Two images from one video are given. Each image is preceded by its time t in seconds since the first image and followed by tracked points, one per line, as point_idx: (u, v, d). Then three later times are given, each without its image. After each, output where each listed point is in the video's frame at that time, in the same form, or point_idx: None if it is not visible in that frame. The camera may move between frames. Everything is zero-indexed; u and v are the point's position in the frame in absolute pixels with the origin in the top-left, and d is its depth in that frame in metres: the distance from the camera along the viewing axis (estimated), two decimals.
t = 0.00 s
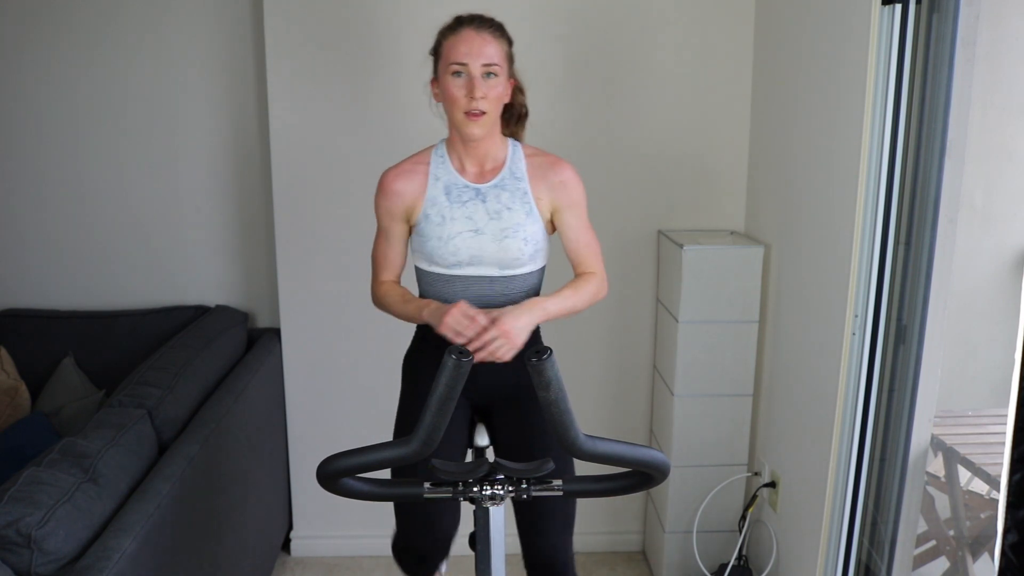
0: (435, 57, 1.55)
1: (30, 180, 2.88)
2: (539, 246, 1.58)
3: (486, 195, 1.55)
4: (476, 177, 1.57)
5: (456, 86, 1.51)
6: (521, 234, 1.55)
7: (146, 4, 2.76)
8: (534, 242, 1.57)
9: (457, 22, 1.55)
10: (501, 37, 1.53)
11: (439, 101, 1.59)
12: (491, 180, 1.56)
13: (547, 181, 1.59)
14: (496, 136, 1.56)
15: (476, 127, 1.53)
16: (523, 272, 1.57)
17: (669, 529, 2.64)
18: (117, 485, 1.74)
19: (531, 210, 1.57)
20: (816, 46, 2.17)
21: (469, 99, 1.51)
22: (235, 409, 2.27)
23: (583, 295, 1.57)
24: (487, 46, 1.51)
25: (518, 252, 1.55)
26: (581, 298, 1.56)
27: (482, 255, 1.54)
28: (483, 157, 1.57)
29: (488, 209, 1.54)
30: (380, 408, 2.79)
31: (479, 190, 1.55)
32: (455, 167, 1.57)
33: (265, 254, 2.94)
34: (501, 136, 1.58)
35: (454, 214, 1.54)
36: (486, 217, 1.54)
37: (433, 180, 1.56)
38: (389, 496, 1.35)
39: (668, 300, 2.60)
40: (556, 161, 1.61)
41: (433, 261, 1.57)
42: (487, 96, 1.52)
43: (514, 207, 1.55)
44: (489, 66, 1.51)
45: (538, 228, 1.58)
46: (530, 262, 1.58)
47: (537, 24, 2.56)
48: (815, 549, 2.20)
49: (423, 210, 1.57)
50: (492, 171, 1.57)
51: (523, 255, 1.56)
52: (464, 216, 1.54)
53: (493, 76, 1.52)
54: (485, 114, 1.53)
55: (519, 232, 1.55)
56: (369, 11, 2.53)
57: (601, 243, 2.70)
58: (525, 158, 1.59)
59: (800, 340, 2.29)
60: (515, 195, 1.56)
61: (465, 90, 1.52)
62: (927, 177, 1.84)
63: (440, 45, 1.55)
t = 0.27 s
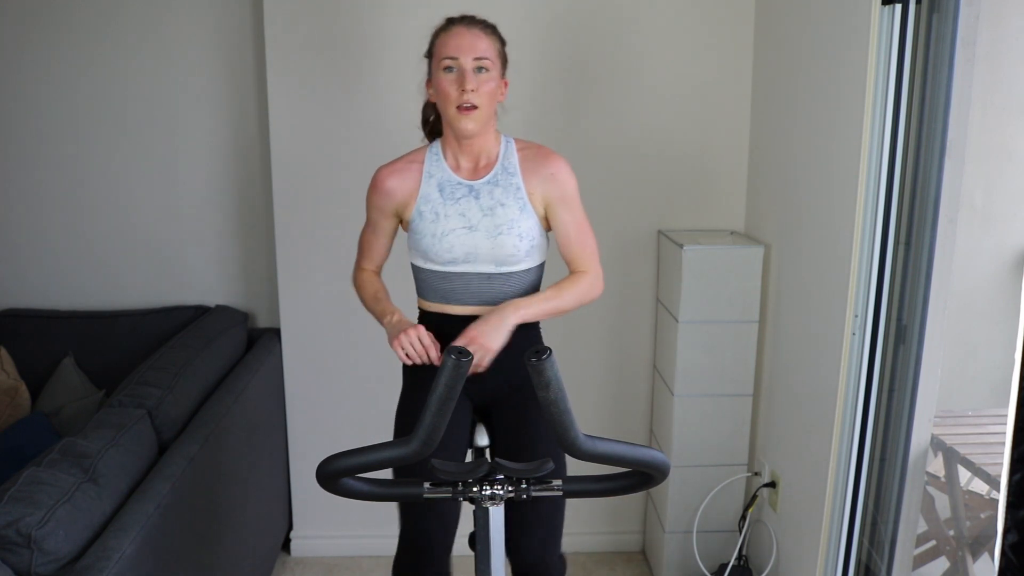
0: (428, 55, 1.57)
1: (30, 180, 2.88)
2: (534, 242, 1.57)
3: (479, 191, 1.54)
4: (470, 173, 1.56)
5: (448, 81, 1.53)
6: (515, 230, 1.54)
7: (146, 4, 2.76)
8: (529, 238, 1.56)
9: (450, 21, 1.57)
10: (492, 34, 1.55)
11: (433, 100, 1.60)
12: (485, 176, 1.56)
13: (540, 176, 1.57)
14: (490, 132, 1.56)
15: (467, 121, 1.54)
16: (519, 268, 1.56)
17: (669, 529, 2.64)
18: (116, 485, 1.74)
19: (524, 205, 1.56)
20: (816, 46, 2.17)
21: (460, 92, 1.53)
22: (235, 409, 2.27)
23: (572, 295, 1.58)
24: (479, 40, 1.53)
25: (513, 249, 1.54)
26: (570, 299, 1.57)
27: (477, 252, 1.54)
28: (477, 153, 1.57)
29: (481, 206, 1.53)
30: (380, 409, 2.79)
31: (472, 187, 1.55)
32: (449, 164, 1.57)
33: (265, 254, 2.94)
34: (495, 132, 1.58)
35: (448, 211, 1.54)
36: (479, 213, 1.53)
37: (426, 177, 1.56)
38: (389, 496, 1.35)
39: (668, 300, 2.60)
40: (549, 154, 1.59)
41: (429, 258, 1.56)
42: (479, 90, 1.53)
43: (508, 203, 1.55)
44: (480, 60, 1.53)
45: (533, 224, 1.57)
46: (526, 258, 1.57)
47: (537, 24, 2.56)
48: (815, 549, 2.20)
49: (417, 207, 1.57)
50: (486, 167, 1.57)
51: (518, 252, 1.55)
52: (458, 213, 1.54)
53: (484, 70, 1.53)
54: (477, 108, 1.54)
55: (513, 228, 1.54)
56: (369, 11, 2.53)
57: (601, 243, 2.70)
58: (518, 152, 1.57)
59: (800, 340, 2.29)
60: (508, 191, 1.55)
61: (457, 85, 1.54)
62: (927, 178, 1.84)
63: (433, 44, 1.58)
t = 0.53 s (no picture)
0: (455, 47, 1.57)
1: (30, 181, 2.89)
2: (544, 246, 1.61)
3: (499, 192, 1.55)
4: (488, 173, 1.58)
5: (473, 75, 1.53)
6: (531, 232, 1.57)
7: (146, 4, 2.76)
8: (541, 242, 1.60)
9: (479, 18, 1.58)
10: (520, 33, 1.56)
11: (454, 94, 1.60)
12: (503, 178, 1.57)
13: (558, 183, 1.63)
14: (508, 132, 1.57)
15: (487, 116, 1.54)
16: (530, 270, 1.59)
17: (669, 529, 2.64)
18: (116, 485, 1.74)
19: (541, 210, 1.59)
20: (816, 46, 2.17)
21: (484, 87, 1.52)
22: (235, 409, 2.27)
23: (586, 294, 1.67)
24: (507, 39, 1.54)
25: (528, 251, 1.57)
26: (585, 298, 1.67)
27: (492, 252, 1.55)
28: (495, 153, 1.58)
29: (501, 207, 1.54)
30: (380, 408, 2.79)
31: (492, 187, 1.56)
32: (467, 162, 1.57)
33: (265, 254, 2.94)
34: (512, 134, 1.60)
35: (467, 210, 1.54)
36: (499, 214, 1.54)
37: (446, 174, 1.55)
38: (389, 496, 1.35)
39: (668, 300, 2.60)
40: (563, 164, 1.65)
41: (440, 257, 1.55)
42: (503, 87, 1.53)
43: (526, 206, 1.57)
44: (507, 58, 1.53)
45: (545, 228, 1.61)
46: (535, 261, 1.60)
47: (536, 24, 2.56)
48: (815, 549, 2.20)
49: (432, 204, 1.55)
50: (504, 169, 1.59)
51: (531, 254, 1.58)
52: (477, 212, 1.54)
53: (510, 68, 1.54)
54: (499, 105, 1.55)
55: (530, 230, 1.57)
56: (369, 11, 2.53)
57: (601, 243, 2.70)
58: (536, 160, 1.61)
59: (800, 341, 2.29)
60: (527, 194, 1.58)
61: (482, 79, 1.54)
62: (927, 178, 1.84)
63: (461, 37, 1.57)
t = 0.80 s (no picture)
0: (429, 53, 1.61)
1: (30, 180, 2.88)
2: (530, 242, 1.59)
3: (476, 192, 1.56)
4: (466, 174, 1.58)
5: (448, 78, 1.56)
6: (512, 230, 1.56)
7: (146, 4, 2.76)
8: (526, 238, 1.58)
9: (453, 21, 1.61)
10: (495, 34, 1.59)
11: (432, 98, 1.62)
12: (481, 178, 1.57)
13: (537, 178, 1.59)
14: (486, 132, 1.58)
15: (463, 118, 1.56)
16: (517, 268, 1.57)
17: (669, 529, 2.64)
18: (116, 485, 1.74)
19: (521, 206, 1.58)
20: (817, 46, 2.17)
21: (458, 89, 1.55)
22: (235, 409, 2.27)
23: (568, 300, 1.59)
24: (480, 40, 1.56)
25: (510, 248, 1.56)
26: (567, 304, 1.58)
27: (475, 252, 1.55)
28: (473, 153, 1.58)
29: (479, 206, 1.55)
30: (380, 408, 2.79)
31: (470, 188, 1.57)
32: (446, 165, 1.59)
33: (265, 254, 2.94)
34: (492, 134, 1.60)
35: (446, 212, 1.56)
36: (477, 214, 1.55)
37: (424, 180, 1.58)
38: (389, 496, 1.35)
39: (668, 300, 2.60)
40: (545, 158, 1.61)
41: (427, 261, 1.58)
42: (476, 87, 1.56)
43: (504, 203, 1.57)
44: (480, 59, 1.56)
45: (529, 224, 1.59)
46: (523, 258, 1.58)
47: (537, 24, 2.56)
48: (814, 549, 2.20)
49: (414, 210, 1.59)
50: (483, 169, 1.58)
51: (515, 252, 1.57)
52: (455, 214, 1.55)
53: (483, 69, 1.56)
54: (474, 106, 1.57)
55: (510, 228, 1.56)
56: (369, 11, 2.53)
57: (602, 243, 2.70)
58: (515, 155, 1.59)
59: (800, 341, 2.29)
60: (505, 190, 1.57)
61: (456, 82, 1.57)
62: (927, 177, 1.84)
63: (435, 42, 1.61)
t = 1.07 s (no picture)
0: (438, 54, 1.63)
1: (30, 180, 2.88)
2: (539, 241, 1.60)
3: (488, 189, 1.57)
4: (477, 171, 1.58)
5: (456, 77, 1.58)
6: (523, 227, 1.57)
7: (146, 4, 2.76)
8: (536, 236, 1.59)
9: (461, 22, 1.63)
10: (501, 33, 1.61)
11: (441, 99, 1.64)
12: (492, 175, 1.58)
13: (547, 177, 1.62)
14: (496, 130, 1.60)
15: (472, 116, 1.58)
16: (526, 265, 1.58)
17: (669, 529, 2.64)
18: (116, 485, 1.74)
19: (532, 204, 1.59)
20: (817, 45, 2.17)
21: (468, 88, 1.57)
22: (235, 409, 2.27)
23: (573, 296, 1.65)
24: (488, 39, 1.58)
25: (520, 245, 1.57)
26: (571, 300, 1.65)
27: (485, 249, 1.55)
28: (483, 151, 1.59)
29: (491, 203, 1.55)
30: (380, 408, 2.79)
31: (481, 184, 1.57)
32: (456, 162, 1.59)
33: (266, 254, 2.94)
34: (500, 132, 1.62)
35: (457, 208, 1.55)
36: (489, 210, 1.55)
37: (434, 175, 1.57)
38: (389, 496, 1.35)
39: (668, 300, 2.60)
40: (553, 157, 1.64)
41: (435, 256, 1.56)
42: (485, 86, 1.57)
43: (516, 201, 1.57)
44: (488, 58, 1.58)
45: (539, 223, 1.60)
46: (531, 256, 1.59)
47: (536, 23, 2.56)
48: (814, 549, 2.20)
49: (424, 205, 1.58)
50: (492, 167, 1.59)
51: (524, 249, 1.58)
52: (467, 210, 1.55)
53: (492, 67, 1.58)
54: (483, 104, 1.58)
55: (521, 226, 1.57)
56: (369, 11, 2.53)
57: (602, 242, 2.70)
58: (524, 154, 1.61)
59: (800, 340, 2.29)
60: (517, 189, 1.58)
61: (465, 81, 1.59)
62: (927, 177, 1.84)
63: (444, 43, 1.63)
